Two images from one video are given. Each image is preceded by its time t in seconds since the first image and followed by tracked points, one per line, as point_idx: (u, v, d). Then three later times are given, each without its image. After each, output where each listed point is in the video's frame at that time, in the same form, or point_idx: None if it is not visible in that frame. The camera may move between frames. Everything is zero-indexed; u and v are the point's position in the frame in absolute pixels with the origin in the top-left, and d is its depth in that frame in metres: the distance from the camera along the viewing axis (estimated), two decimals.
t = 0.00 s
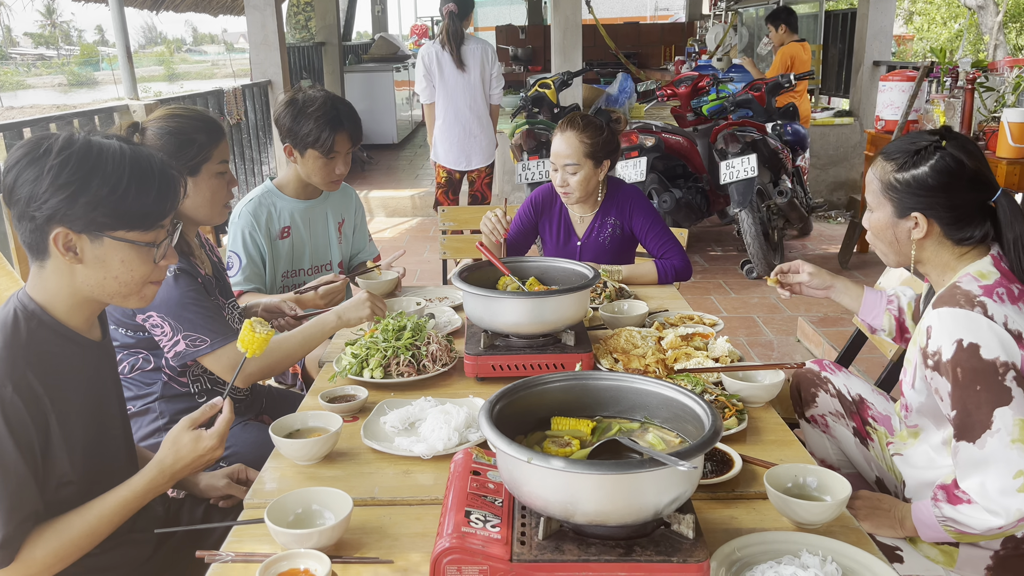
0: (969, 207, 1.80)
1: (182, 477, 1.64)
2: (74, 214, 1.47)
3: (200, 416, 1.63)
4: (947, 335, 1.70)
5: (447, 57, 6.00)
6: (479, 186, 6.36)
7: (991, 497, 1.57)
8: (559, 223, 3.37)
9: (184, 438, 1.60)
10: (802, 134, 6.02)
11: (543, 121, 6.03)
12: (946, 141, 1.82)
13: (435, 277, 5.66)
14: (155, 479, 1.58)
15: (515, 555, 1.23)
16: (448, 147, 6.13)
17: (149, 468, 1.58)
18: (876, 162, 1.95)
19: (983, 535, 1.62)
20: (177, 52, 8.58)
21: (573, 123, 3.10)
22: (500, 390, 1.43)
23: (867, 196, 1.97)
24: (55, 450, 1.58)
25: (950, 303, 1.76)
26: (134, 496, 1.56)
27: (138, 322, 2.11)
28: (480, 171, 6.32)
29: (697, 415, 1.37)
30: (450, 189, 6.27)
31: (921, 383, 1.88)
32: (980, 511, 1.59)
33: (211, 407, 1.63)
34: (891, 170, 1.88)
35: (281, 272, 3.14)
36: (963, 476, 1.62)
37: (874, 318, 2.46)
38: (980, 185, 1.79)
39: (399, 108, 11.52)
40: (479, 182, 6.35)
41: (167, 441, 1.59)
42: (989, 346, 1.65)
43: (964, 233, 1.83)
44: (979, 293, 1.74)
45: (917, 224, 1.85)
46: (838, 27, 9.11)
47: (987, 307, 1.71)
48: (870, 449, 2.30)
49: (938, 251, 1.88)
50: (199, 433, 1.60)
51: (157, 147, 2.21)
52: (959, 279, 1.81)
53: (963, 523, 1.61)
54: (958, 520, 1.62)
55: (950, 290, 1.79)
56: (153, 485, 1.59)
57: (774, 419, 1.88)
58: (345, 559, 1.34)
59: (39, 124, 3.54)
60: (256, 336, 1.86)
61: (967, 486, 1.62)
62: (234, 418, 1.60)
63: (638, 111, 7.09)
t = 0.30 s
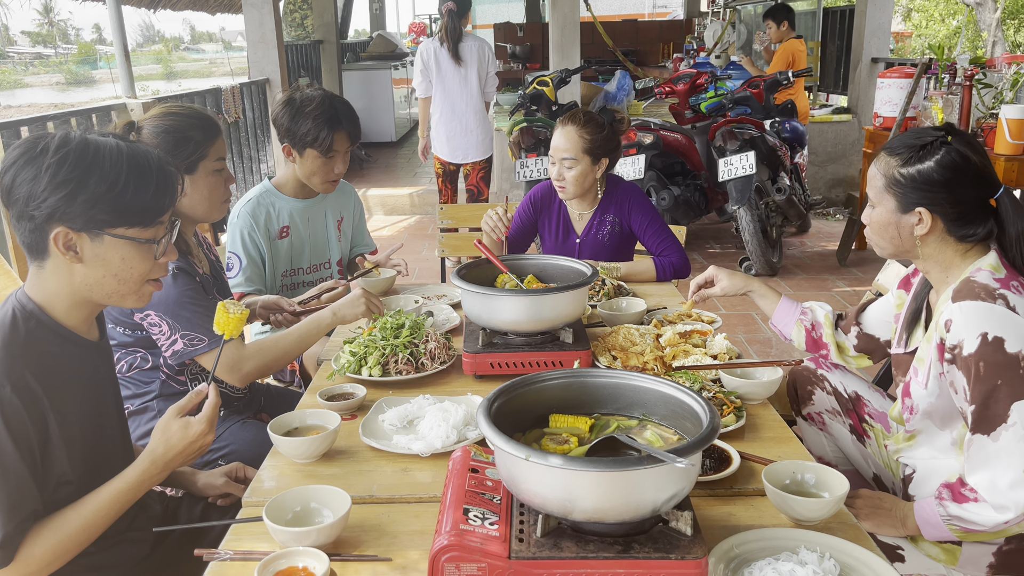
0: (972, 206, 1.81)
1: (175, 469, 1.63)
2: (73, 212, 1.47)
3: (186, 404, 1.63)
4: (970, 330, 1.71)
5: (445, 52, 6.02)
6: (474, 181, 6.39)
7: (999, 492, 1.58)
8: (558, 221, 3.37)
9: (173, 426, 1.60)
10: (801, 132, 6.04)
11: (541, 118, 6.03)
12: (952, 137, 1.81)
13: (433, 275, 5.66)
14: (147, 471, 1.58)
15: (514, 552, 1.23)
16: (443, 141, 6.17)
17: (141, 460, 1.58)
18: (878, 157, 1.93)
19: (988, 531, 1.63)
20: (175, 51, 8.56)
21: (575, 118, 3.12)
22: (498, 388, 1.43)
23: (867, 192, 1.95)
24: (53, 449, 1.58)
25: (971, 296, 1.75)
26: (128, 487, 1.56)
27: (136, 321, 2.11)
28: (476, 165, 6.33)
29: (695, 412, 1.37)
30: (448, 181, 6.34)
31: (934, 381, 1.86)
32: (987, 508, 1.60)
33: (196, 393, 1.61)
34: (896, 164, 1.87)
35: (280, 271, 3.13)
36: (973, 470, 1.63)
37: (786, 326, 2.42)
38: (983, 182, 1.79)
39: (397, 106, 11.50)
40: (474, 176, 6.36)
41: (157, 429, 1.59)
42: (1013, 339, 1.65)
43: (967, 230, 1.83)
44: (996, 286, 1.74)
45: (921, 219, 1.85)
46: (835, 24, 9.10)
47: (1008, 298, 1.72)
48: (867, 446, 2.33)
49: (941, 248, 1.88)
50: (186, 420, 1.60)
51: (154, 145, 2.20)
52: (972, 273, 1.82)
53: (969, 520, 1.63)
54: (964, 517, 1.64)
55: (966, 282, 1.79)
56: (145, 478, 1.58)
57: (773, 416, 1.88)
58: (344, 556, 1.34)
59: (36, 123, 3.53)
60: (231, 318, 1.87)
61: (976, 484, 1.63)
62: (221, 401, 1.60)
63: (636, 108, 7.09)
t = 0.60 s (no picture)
0: (961, 203, 1.81)
1: (164, 457, 1.62)
2: (80, 214, 1.46)
3: (161, 390, 1.62)
4: (958, 322, 1.70)
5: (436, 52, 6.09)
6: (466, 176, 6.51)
7: (988, 483, 1.58)
8: (556, 219, 3.37)
9: (154, 412, 1.59)
10: (798, 129, 5.95)
11: (538, 116, 6.02)
12: (943, 135, 1.82)
13: (432, 273, 5.66)
14: (137, 459, 1.57)
15: (511, 551, 1.23)
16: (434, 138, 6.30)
17: (129, 449, 1.57)
18: (869, 154, 1.93)
19: (979, 522, 1.63)
20: (172, 49, 8.52)
21: (575, 114, 3.12)
22: (495, 387, 1.43)
23: (858, 187, 1.95)
24: (48, 446, 1.57)
25: (959, 290, 1.75)
26: (118, 477, 1.55)
27: (128, 319, 2.10)
28: (467, 160, 6.47)
29: (692, 410, 1.37)
30: (441, 176, 6.49)
31: (925, 376, 1.86)
32: (977, 499, 1.59)
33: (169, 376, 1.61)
34: (887, 161, 1.87)
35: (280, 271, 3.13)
36: (962, 462, 1.64)
37: (780, 320, 2.39)
38: (973, 179, 1.79)
39: (394, 104, 11.48)
40: (465, 172, 6.50)
41: (138, 418, 1.58)
42: (999, 331, 1.65)
43: (956, 228, 1.83)
44: (983, 280, 1.75)
45: (912, 215, 1.84)
46: (833, 21, 9.10)
47: (994, 292, 1.73)
48: (862, 445, 2.34)
49: (930, 245, 1.89)
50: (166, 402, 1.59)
51: (153, 145, 2.19)
52: (958, 268, 1.82)
53: (959, 511, 1.62)
54: (955, 510, 1.63)
55: (955, 277, 1.79)
56: (135, 467, 1.57)
57: (771, 413, 1.88)
58: (342, 556, 1.34)
59: (32, 122, 3.52)
60: (178, 295, 1.95)
61: (966, 476, 1.62)
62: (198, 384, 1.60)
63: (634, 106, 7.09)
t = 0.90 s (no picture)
0: (952, 197, 1.81)
1: (167, 453, 1.62)
2: (88, 216, 1.46)
3: (154, 385, 1.61)
4: (951, 317, 1.71)
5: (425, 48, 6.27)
6: (462, 165, 6.67)
7: (983, 476, 1.58)
8: (553, 218, 3.37)
9: (151, 408, 1.58)
10: (797, 126, 5.96)
11: (536, 114, 6.02)
12: (931, 130, 1.83)
13: (430, 271, 5.65)
14: (139, 455, 1.57)
15: (510, 551, 1.22)
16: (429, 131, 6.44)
17: (130, 447, 1.57)
18: (860, 152, 1.94)
19: (976, 516, 1.63)
20: (169, 47, 8.49)
21: (572, 110, 3.12)
22: (494, 386, 1.42)
23: (850, 186, 1.95)
24: (49, 444, 1.57)
25: (952, 285, 1.75)
26: (120, 472, 1.55)
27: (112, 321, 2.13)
28: (462, 152, 6.60)
29: (691, 409, 1.37)
30: (436, 169, 6.64)
31: (920, 371, 1.86)
32: (972, 493, 1.60)
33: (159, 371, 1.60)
34: (877, 158, 1.87)
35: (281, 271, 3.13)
36: (957, 456, 1.64)
37: (777, 318, 2.39)
38: (962, 173, 1.80)
39: (393, 102, 11.45)
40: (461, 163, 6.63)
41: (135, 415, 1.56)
42: (992, 325, 1.65)
43: (948, 221, 1.83)
44: (976, 274, 1.75)
45: (903, 210, 1.84)
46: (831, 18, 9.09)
47: (987, 286, 1.72)
48: (859, 442, 2.33)
49: (922, 240, 1.88)
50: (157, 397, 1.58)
51: (149, 147, 2.18)
52: (952, 263, 1.82)
53: (955, 504, 1.63)
54: (951, 504, 1.64)
55: (948, 272, 1.79)
56: (136, 463, 1.56)
57: (769, 411, 1.88)
58: (340, 555, 1.33)
59: (29, 121, 3.51)
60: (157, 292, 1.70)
61: (961, 470, 1.63)
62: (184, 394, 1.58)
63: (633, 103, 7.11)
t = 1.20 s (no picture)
0: (945, 193, 1.81)
1: (174, 454, 1.62)
2: (83, 215, 1.45)
3: (158, 385, 1.61)
4: (946, 314, 1.70)
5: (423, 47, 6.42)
6: (457, 161, 6.75)
7: (983, 473, 1.58)
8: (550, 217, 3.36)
9: (155, 408, 1.57)
10: (795, 123, 5.97)
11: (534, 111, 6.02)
12: (921, 128, 1.83)
13: (428, 269, 5.64)
14: (147, 455, 1.57)
15: (508, 548, 1.22)
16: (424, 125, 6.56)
17: (138, 450, 1.57)
18: (853, 153, 1.94)
19: (974, 513, 1.62)
20: (166, 45, 8.45)
21: (565, 106, 3.14)
22: (492, 383, 1.42)
23: (844, 186, 1.95)
24: (48, 443, 1.56)
25: (947, 282, 1.75)
26: (129, 472, 1.55)
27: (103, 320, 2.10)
28: (460, 145, 6.71)
29: (689, 406, 1.37)
30: (436, 162, 6.77)
31: (916, 369, 1.86)
32: (971, 489, 1.59)
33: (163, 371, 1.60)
34: (869, 157, 1.88)
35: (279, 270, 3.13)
36: (956, 453, 1.64)
37: (770, 322, 2.40)
38: (955, 170, 1.80)
39: (390, 99, 11.43)
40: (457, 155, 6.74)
41: (143, 417, 1.57)
42: (988, 321, 1.65)
43: (942, 218, 1.82)
44: (971, 272, 1.75)
45: (896, 209, 1.84)
46: (828, 15, 9.08)
47: (982, 283, 1.72)
48: (858, 439, 2.32)
49: (917, 238, 1.88)
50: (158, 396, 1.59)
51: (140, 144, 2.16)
52: (947, 261, 1.81)
53: (954, 501, 1.62)
54: (950, 500, 1.63)
55: (943, 270, 1.78)
56: (144, 464, 1.57)
57: (767, 408, 1.88)
58: (338, 554, 1.33)
59: (25, 119, 3.49)
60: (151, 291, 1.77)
61: (961, 466, 1.62)
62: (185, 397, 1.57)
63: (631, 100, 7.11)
